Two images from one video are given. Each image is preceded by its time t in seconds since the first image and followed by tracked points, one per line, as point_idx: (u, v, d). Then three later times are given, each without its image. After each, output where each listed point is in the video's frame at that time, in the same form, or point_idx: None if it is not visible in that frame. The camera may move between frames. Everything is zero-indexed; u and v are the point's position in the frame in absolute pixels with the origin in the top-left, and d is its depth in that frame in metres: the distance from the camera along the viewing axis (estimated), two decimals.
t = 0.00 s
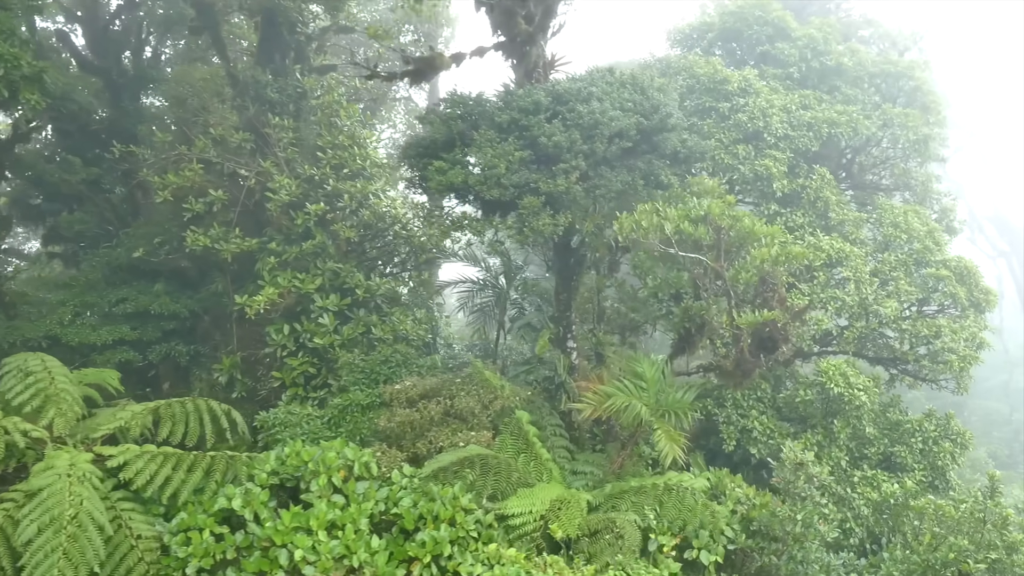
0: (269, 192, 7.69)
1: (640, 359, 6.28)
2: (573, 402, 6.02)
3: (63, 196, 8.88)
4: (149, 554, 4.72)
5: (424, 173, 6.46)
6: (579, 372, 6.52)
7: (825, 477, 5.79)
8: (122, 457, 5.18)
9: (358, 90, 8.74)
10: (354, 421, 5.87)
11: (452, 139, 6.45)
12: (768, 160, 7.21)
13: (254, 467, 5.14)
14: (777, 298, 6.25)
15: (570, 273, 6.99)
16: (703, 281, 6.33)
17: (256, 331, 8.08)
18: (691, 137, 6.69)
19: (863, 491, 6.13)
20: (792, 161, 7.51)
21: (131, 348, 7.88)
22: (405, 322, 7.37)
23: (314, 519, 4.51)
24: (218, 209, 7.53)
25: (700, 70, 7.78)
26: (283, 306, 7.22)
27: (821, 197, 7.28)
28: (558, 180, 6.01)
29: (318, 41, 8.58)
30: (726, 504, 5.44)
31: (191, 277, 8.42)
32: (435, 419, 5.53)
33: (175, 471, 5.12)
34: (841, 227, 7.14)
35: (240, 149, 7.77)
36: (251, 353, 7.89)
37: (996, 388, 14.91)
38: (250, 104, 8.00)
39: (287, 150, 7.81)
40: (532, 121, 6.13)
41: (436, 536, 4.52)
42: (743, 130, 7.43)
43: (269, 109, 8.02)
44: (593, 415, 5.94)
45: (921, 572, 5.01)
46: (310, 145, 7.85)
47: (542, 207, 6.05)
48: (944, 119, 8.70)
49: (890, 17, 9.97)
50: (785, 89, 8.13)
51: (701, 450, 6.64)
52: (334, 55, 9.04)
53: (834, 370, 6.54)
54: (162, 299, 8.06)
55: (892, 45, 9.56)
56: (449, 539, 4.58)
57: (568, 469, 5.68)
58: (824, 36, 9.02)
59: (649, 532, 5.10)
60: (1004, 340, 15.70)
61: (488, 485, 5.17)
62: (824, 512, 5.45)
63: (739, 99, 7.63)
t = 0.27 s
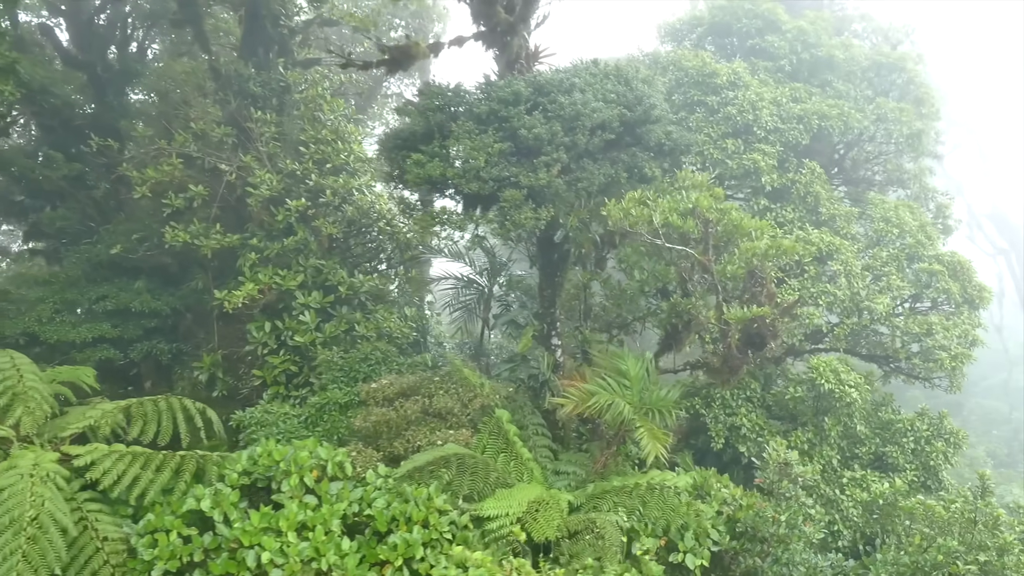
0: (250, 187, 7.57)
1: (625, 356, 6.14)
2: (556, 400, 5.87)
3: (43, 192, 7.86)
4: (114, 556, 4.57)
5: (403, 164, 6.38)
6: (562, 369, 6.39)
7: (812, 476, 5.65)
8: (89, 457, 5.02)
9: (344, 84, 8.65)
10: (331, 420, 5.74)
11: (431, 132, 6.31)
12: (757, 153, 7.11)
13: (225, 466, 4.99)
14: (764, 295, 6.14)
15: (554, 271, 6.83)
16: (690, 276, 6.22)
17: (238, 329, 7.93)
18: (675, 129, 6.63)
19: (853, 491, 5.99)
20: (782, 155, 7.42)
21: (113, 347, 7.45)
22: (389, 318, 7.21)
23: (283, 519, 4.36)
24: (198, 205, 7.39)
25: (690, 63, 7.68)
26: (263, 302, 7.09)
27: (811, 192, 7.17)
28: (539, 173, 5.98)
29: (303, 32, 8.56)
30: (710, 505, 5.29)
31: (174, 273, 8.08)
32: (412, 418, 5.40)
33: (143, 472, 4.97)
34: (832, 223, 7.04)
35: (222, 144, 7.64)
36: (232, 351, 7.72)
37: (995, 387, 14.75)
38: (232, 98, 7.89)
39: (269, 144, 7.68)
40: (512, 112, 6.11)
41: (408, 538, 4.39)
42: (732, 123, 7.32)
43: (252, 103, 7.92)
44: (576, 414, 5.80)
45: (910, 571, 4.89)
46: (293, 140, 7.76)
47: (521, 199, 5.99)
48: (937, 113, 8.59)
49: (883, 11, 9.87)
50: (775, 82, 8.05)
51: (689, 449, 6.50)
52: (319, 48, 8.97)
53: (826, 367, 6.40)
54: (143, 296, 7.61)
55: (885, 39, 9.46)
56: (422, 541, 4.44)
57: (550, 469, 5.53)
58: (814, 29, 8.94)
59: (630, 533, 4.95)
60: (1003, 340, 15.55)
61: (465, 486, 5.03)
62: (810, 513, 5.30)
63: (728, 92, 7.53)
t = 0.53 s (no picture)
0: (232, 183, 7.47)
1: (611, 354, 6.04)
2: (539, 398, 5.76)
3: (29, 188, 7.86)
4: (84, 558, 4.43)
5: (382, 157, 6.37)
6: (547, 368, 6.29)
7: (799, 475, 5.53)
8: (60, 456, 4.89)
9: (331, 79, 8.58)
10: (311, 418, 5.63)
11: (411, 125, 6.31)
12: (747, 148, 7.05)
13: (199, 466, 4.87)
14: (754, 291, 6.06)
15: (538, 271, 6.77)
16: (678, 272, 6.11)
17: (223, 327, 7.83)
18: (661, 121, 6.54)
19: (842, 491, 5.87)
20: (772, 150, 7.36)
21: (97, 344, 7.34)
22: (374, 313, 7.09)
23: (255, 520, 4.24)
24: (180, 200, 7.29)
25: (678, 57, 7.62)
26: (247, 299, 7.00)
27: (802, 187, 7.10)
28: (521, 166, 5.86)
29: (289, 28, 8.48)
30: (696, 506, 5.18)
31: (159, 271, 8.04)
32: (391, 417, 5.29)
33: (116, 471, 4.84)
34: (825, 218, 7.02)
35: (205, 139, 7.53)
36: (216, 349, 7.61)
37: (994, 387, 14.63)
38: (216, 93, 7.79)
39: (253, 139, 7.58)
40: (493, 104, 6.03)
41: (383, 540, 4.28)
42: (721, 118, 7.25)
43: (236, 98, 7.81)
44: (559, 413, 5.68)
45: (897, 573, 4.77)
46: (277, 135, 7.62)
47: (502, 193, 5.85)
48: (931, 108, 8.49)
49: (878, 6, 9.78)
50: (765, 77, 7.99)
51: (678, 449, 6.38)
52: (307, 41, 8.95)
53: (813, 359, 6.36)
54: (127, 293, 7.52)
55: (879, 33, 9.36)
56: (397, 542, 4.33)
57: (533, 469, 5.42)
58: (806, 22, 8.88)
59: (614, 535, 4.84)
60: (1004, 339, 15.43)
61: (444, 486, 4.92)
62: (796, 514, 5.18)
63: (718, 86, 7.46)
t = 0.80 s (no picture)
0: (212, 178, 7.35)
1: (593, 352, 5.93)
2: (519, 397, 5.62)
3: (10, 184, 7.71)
4: (45, 561, 4.18)
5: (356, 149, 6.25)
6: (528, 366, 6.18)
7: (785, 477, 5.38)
8: (24, 455, 4.72)
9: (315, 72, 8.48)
10: (285, 417, 5.50)
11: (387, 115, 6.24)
12: (733, 141, 6.95)
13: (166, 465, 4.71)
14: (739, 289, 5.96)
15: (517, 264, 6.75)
16: (661, 270, 5.97)
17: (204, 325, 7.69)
18: (644, 114, 6.45)
19: (830, 493, 5.72)
20: (760, 145, 7.26)
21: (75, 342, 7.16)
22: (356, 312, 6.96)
23: (219, 521, 4.08)
24: (159, 195, 7.17)
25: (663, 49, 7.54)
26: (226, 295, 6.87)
27: (792, 181, 6.97)
28: (498, 157, 5.79)
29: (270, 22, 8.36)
30: (677, 508, 5.04)
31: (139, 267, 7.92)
32: (366, 416, 5.16)
33: (80, 471, 4.69)
34: (815, 215, 6.91)
35: (185, 133, 7.39)
36: (196, 347, 7.48)
37: (993, 387, 14.48)
38: (197, 86, 7.68)
39: (233, 134, 7.46)
40: (470, 96, 5.98)
41: (350, 542, 4.13)
42: (707, 111, 7.17)
43: (217, 92, 7.71)
44: (539, 412, 5.55)
45: None
46: (259, 129, 7.55)
47: (475, 185, 5.77)
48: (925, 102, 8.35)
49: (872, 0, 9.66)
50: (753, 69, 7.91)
51: (665, 450, 6.24)
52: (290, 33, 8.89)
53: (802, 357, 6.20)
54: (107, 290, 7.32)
55: (872, 27, 9.24)
56: (365, 545, 4.19)
57: (511, 470, 5.28)
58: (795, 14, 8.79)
59: (591, 538, 4.73)
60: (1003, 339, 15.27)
61: (418, 487, 4.79)
62: (781, 515, 5.02)
63: (704, 79, 7.37)
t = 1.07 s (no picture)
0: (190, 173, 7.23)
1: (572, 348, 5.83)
2: (498, 396, 5.49)
3: None
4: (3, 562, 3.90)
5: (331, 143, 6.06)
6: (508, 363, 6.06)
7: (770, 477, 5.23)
8: None
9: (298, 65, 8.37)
10: (258, 417, 5.38)
11: (361, 107, 6.13)
12: (720, 135, 6.83)
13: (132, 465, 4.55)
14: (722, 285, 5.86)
15: (498, 261, 6.57)
16: (644, 266, 5.83)
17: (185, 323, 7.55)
18: (626, 107, 6.36)
19: (819, 495, 5.57)
20: (748, 139, 7.15)
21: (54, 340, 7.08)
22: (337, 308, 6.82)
23: (182, 523, 3.92)
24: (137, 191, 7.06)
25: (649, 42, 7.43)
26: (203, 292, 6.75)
27: (780, 176, 6.84)
28: (473, 150, 5.68)
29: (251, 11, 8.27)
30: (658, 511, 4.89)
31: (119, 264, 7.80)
32: (339, 415, 5.02)
33: (43, 471, 4.55)
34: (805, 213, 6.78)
35: (164, 128, 7.29)
36: (177, 345, 7.36)
37: (993, 387, 14.33)
38: (177, 80, 7.59)
39: (213, 128, 7.35)
40: (446, 87, 5.87)
41: (316, 545, 3.99)
42: (693, 104, 7.07)
43: (198, 86, 7.62)
44: (519, 412, 5.42)
45: None
46: (239, 124, 7.43)
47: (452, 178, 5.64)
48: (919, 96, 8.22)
49: None
50: (741, 62, 7.81)
51: (650, 450, 6.10)
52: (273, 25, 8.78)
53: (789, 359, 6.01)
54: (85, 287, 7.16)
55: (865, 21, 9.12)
56: (333, 548, 4.04)
57: (489, 471, 5.15)
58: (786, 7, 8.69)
59: (568, 542, 4.58)
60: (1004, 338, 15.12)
61: (390, 487, 4.65)
62: (765, 518, 4.88)
63: (690, 72, 7.26)
